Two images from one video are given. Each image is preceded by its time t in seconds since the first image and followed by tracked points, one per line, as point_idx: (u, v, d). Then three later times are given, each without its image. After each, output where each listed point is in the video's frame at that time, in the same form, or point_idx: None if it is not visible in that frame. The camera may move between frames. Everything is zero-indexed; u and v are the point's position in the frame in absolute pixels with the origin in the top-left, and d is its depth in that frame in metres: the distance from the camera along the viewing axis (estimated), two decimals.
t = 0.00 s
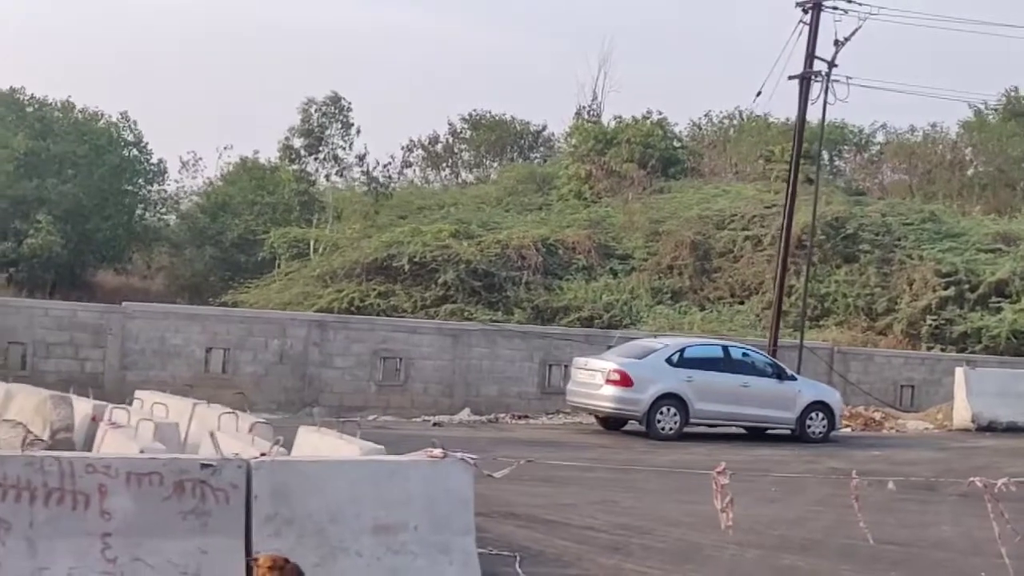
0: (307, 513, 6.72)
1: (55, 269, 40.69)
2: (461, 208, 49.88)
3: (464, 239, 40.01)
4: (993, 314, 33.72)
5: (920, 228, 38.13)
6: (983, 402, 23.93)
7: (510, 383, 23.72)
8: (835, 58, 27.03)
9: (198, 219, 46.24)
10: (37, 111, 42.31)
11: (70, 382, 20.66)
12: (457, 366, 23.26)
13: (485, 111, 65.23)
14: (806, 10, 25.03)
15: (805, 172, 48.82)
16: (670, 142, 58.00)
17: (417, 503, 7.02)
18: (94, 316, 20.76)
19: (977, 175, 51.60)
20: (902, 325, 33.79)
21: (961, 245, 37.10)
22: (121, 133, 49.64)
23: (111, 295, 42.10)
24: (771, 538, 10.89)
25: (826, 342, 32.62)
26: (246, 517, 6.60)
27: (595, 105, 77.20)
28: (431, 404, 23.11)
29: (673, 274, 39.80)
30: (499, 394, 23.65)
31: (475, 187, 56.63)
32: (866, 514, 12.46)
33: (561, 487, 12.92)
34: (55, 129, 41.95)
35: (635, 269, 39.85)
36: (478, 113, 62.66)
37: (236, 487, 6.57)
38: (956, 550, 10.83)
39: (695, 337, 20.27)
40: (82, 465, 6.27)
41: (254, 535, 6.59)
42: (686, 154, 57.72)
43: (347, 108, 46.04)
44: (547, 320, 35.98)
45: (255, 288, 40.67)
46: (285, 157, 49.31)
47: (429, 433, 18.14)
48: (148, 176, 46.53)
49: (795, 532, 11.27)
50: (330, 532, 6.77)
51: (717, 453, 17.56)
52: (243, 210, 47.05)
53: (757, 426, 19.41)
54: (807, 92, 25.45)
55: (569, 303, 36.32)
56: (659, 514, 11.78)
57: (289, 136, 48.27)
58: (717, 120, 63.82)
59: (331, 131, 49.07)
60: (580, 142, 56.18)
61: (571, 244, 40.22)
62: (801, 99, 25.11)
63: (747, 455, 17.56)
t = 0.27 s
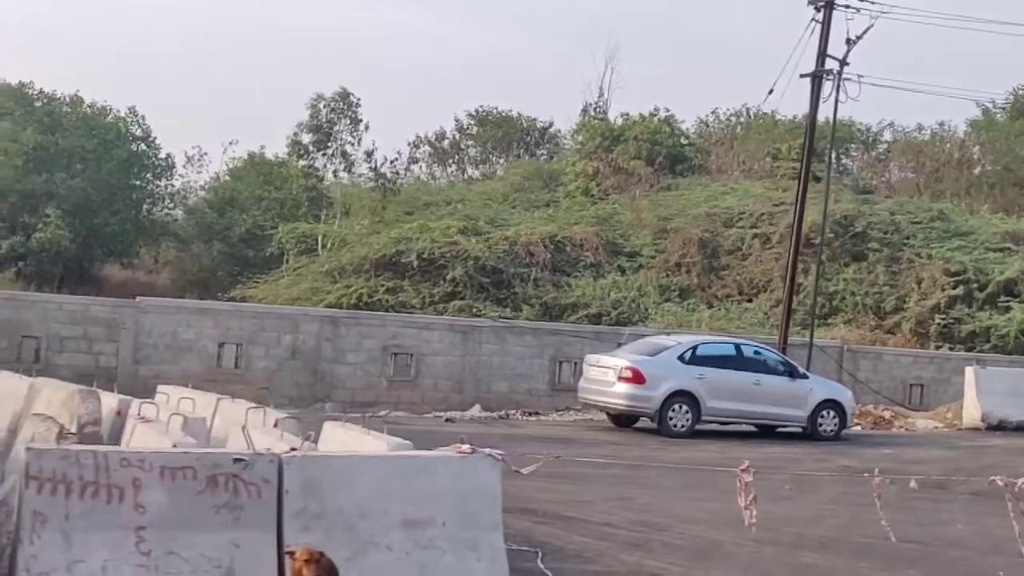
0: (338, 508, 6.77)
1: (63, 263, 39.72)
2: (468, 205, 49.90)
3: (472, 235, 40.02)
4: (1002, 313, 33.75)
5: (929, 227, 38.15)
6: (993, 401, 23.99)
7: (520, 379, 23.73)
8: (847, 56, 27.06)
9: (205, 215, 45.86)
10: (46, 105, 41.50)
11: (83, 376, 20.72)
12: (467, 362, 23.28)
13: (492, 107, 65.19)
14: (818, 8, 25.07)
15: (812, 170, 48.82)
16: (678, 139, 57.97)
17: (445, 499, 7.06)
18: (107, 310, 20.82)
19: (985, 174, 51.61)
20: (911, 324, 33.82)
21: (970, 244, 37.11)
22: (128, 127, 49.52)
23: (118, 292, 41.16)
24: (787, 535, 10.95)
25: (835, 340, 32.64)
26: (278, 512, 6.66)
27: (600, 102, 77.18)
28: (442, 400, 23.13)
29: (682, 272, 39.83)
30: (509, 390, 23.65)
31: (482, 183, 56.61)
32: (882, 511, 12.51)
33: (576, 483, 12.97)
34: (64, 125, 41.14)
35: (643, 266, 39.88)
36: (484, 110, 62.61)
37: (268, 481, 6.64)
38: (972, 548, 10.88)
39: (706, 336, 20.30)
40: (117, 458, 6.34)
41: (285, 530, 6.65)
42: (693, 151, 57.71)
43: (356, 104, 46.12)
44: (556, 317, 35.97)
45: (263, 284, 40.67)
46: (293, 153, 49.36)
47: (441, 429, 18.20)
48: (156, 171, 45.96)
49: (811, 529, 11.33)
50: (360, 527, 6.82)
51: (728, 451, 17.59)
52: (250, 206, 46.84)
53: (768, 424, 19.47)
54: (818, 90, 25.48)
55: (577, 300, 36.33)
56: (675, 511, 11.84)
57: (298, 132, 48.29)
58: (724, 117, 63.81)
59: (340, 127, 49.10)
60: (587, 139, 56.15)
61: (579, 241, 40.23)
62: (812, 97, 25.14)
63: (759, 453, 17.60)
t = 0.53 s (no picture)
0: (377, 502, 6.83)
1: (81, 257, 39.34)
2: (484, 202, 49.94)
3: (490, 232, 40.05)
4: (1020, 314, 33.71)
5: (947, 226, 38.12)
6: (1013, 401, 24.00)
7: (540, 377, 23.73)
8: (868, 56, 27.06)
9: (222, 210, 45.74)
10: (64, 100, 41.13)
11: (106, 370, 20.82)
12: (487, 360, 23.30)
13: (507, 104, 65.19)
14: (840, 8, 25.07)
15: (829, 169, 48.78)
16: (694, 137, 57.94)
17: (482, 496, 7.13)
18: (130, 305, 20.92)
19: (1002, 174, 51.51)
20: (929, 324, 33.80)
21: (989, 245, 37.06)
22: (146, 123, 49.58)
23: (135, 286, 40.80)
24: (814, 533, 10.98)
25: (853, 339, 32.62)
26: (318, 507, 6.72)
27: (616, 100, 77.19)
28: (461, 397, 23.15)
29: (699, 270, 39.84)
30: (528, 388, 23.66)
31: (497, 180, 56.64)
32: (908, 511, 12.54)
33: (601, 480, 13.03)
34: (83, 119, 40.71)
35: (660, 265, 39.89)
36: (500, 107, 62.62)
37: (308, 476, 6.71)
38: (999, 548, 10.91)
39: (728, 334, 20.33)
40: (160, 453, 6.42)
41: (325, 524, 6.71)
42: (709, 149, 57.70)
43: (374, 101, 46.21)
44: (574, 314, 36.00)
45: (280, 280, 40.74)
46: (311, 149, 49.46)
47: (463, 426, 18.26)
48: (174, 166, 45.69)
49: (838, 528, 11.37)
50: (398, 523, 6.88)
51: (750, 450, 17.62)
52: (267, 202, 46.53)
53: (789, 423, 19.49)
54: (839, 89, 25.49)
55: (594, 298, 36.36)
56: (701, 509, 11.89)
57: (316, 128, 48.37)
58: (740, 115, 63.77)
59: (358, 124, 49.20)
60: (603, 137, 56.12)
61: (596, 239, 40.24)
62: (833, 96, 25.15)
63: (780, 452, 17.62)
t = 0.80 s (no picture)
0: (421, 499, 6.88)
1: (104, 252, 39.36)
2: (506, 199, 49.97)
3: (513, 231, 40.05)
4: None
5: (972, 228, 38.02)
6: None
7: (564, 375, 23.70)
8: (896, 56, 27.01)
9: (244, 206, 45.68)
10: (89, 95, 41.14)
11: (134, 365, 20.93)
12: (512, 358, 23.29)
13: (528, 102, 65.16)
14: (868, 8, 25.03)
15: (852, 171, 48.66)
16: (716, 137, 57.86)
17: (523, 493, 7.16)
18: (158, 300, 21.04)
19: None
20: (953, 326, 33.72)
21: (1014, 246, 36.94)
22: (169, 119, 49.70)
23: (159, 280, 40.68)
24: (846, 534, 11.00)
25: (877, 341, 32.56)
26: (363, 503, 6.79)
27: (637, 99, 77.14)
28: (486, 394, 23.14)
29: (722, 270, 39.82)
30: (553, 386, 23.64)
31: (519, 178, 56.63)
32: (938, 513, 12.54)
33: (631, 480, 13.06)
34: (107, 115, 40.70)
35: (683, 264, 39.88)
36: (522, 105, 62.61)
37: (353, 473, 6.79)
38: None
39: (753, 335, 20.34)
40: (208, 448, 6.51)
41: (370, 520, 6.77)
42: (731, 149, 57.63)
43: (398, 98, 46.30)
44: (596, 313, 36.01)
45: (302, 276, 40.85)
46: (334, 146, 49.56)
47: (489, 424, 18.31)
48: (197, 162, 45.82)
49: (869, 529, 11.38)
50: (441, 519, 6.92)
51: (776, 451, 17.61)
52: (289, 199, 46.53)
53: (815, 424, 19.48)
54: (867, 90, 25.44)
55: (617, 298, 36.38)
56: (731, 509, 11.91)
57: (339, 126, 48.47)
58: (763, 115, 63.67)
59: (381, 121, 49.29)
60: (625, 136, 56.07)
61: (619, 237, 40.23)
62: (861, 97, 25.11)
63: (807, 453, 17.62)
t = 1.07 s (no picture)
0: (473, 499, 6.94)
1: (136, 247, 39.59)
2: (535, 199, 49.98)
3: (543, 231, 40.06)
4: None
5: (1005, 234, 37.86)
6: None
7: (597, 375, 23.65)
8: (933, 61, 26.93)
9: (275, 202, 45.82)
10: (122, 89, 41.32)
11: (170, 359, 21.07)
12: (544, 357, 23.25)
13: (558, 102, 65.13)
14: (906, 13, 24.97)
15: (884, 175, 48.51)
16: (746, 139, 57.74)
17: (573, 494, 7.19)
18: (195, 296, 21.18)
19: None
20: (985, 332, 33.57)
21: None
22: (202, 115, 49.91)
23: (189, 275, 40.77)
24: (886, 539, 11.00)
25: (908, 346, 32.46)
26: (416, 502, 6.87)
27: (666, 100, 77.01)
28: (518, 394, 23.13)
29: (753, 273, 39.74)
30: (585, 387, 23.60)
31: (549, 178, 56.62)
32: (977, 520, 12.52)
33: (669, 482, 13.08)
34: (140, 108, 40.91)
35: (713, 266, 39.84)
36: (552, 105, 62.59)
37: (407, 471, 6.87)
38: None
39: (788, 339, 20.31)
40: (266, 445, 6.60)
41: (422, 518, 6.85)
42: (762, 151, 57.51)
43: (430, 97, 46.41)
44: (625, 314, 36.02)
45: (332, 274, 40.96)
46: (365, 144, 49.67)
47: (523, 424, 18.36)
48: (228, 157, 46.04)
49: (909, 535, 11.38)
50: (493, 519, 6.97)
51: (811, 455, 17.59)
52: (317, 195, 46.68)
53: (849, 428, 19.45)
54: (903, 95, 25.37)
55: (647, 299, 36.34)
56: (770, 512, 11.92)
57: (371, 124, 48.58)
58: (794, 117, 63.50)
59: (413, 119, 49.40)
60: (655, 137, 55.99)
61: (649, 239, 40.20)
62: (897, 101, 25.05)
63: (842, 457, 17.60)
